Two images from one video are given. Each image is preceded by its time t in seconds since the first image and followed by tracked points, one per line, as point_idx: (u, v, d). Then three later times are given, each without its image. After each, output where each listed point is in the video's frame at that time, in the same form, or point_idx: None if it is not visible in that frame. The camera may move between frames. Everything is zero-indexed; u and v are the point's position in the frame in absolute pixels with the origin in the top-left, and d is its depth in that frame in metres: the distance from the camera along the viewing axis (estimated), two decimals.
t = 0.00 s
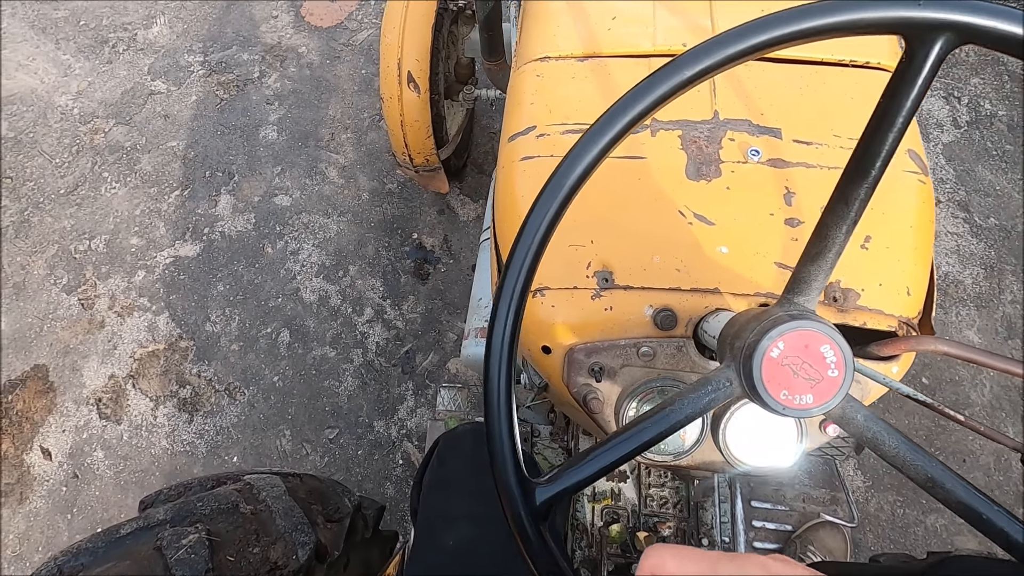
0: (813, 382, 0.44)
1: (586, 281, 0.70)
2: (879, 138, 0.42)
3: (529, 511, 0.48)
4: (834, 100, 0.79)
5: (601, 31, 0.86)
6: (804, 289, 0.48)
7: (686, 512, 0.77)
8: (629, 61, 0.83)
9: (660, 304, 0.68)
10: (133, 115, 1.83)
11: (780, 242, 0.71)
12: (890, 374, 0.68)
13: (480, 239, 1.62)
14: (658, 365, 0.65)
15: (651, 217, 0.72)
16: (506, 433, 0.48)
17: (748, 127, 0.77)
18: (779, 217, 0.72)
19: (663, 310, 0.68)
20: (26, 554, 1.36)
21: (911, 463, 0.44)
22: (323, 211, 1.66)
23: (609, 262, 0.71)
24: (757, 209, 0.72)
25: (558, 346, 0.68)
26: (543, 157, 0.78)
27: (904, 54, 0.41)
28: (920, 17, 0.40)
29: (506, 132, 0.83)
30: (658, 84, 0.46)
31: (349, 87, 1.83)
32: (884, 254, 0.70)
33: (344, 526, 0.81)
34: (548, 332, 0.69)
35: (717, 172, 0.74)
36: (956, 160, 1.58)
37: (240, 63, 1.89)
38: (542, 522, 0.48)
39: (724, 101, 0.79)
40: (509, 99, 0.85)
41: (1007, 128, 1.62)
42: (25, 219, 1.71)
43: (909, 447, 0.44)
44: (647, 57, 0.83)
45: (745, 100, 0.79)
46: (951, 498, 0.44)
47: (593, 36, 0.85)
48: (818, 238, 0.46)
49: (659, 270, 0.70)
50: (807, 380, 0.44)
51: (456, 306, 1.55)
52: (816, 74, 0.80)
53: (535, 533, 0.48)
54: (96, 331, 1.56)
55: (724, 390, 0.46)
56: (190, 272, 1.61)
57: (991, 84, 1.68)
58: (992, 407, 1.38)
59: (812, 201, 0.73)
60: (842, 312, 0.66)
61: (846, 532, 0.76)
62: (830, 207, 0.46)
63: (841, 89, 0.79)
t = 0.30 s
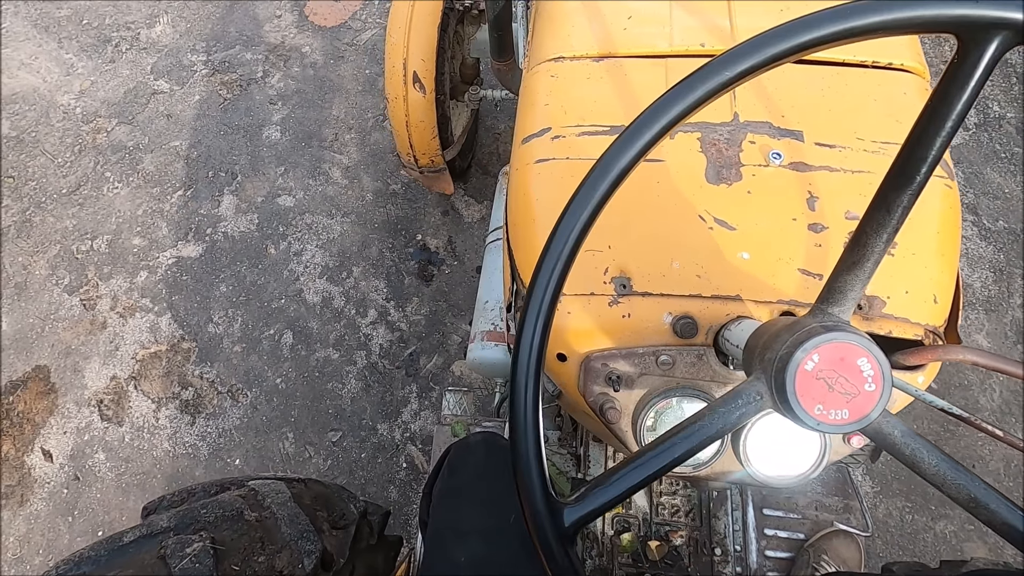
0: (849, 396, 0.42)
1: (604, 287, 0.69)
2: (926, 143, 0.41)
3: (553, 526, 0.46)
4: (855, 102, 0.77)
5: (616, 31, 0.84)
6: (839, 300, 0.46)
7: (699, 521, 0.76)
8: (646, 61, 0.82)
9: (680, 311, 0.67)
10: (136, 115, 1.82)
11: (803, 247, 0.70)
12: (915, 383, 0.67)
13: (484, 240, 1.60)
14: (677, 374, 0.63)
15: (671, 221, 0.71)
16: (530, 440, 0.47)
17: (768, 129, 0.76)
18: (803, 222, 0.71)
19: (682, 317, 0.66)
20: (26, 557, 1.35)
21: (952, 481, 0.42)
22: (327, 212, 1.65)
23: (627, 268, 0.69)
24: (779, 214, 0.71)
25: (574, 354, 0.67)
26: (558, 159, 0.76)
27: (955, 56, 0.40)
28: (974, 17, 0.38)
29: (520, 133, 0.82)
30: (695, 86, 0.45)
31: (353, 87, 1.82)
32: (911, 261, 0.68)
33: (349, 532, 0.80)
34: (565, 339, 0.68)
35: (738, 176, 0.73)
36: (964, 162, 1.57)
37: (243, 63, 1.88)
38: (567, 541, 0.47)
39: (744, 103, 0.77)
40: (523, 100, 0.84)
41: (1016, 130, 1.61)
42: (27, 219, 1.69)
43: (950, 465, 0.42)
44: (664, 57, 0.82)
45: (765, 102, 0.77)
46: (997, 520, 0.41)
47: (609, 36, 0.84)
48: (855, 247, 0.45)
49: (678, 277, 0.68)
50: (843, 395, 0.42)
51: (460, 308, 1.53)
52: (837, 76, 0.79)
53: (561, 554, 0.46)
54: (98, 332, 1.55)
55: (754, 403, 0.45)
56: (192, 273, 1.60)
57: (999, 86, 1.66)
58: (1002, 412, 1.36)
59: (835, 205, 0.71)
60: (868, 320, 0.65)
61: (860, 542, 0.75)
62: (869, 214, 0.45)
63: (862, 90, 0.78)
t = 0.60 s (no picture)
0: (852, 414, 0.41)
1: (603, 297, 0.68)
2: (932, 157, 0.39)
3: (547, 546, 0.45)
4: (858, 111, 0.77)
5: (617, 39, 0.84)
6: (841, 315, 0.45)
7: (699, 533, 0.75)
8: (647, 69, 0.81)
9: (679, 322, 0.66)
10: (138, 118, 1.82)
11: (805, 259, 0.69)
12: (918, 398, 0.67)
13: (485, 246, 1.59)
14: (676, 387, 0.63)
15: (671, 232, 0.70)
16: (524, 457, 0.46)
17: (770, 138, 0.75)
18: (804, 233, 0.70)
19: (682, 329, 0.65)
20: (23, 563, 1.34)
21: (957, 502, 0.40)
22: (327, 216, 1.65)
23: (626, 278, 0.69)
24: (782, 224, 0.70)
25: (572, 365, 0.66)
26: (557, 168, 0.76)
27: (963, 66, 0.38)
28: (983, 26, 0.37)
29: (519, 141, 0.81)
30: (696, 96, 0.44)
31: (355, 92, 1.82)
32: (914, 273, 0.68)
33: (346, 542, 0.79)
34: (562, 349, 0.67)
35: (739, 185, 0.72)
36: (967, 169, 1.56)
37: (245, 67, 1.88)
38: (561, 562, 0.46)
39: (745, 112, 0.77)
40: (523, 107, 0.83)
41: (1019, 136, 1.60)
42: (27, 223, 1.69)
43: (956, 485, 0.41)
44: (665, 65, 0.81)
45: (767, 111, 0.77)
46: (1006, 545, 0.39)
47: (609, 44, 0.84)
48: (858, 262, 0.43)
49: (678, 288, 0.68)
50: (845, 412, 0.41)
51: (460, 313, 1.53)
52: (839, 85, 0.78)
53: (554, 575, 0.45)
54: (97, 336, 1.54)
55: (755, 420, 0.44)
56: (192, 277, 1.59)
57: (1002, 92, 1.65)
58: (1006, 421, 1.35)
59: (837, 216, 0.71)
60: (870, 332, 0.64)
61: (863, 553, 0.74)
62: (872, 229, 0.43)
63: (865, 99, 0.77)
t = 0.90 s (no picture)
0: (826, 434, 0.42)
1: (589, 314, 0.69)
2: (897, 185, 0.39)
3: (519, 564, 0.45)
4: (843, 131, 0.77)
5: (606, 58, 0.85)
6: (815, 335, 0.45)
7: (691, 547, 0.75)
8: (635, 89, 0.82)
9: (665, 339, 0.67)
10: (142, 130, 1.84)
11: (789, 276, 0.70)
12: (902, 415, 0.66)
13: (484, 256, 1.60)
14: (662, 403, 0.64)
15: (657, 250, 0.71)
16: (500, 473, 0.47)
17: (756, 157, 0.76)
18: (789, 251, 0.71)
19: (667, 345, 0.67)
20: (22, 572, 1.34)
21: (928, 523, 0.40)
22: (328, 227, 1.66)
23: (612, 295, 0.70)
24: (767, 242, 0.71)
25: (560, 381, 0.68)
26: (546, 186, 0.77)
27: (922, 99, 0.39)
28: (941, 65, 0.38)
29: (509, 158, 0.82)
30: (666, 128, 0.45)
31: (356, 104, 1.84)
32: (896, 291, 0.68)
33: (341, 553, 0.79)
34: (550, 366, 0.68)
35: (725, 204, 0.73)
36: (964, 181, 1.56)
37: (249, 79, 1.90)
38: None
39: (732, 131, 0.78)
40: (514, 125, 0.84)
41: (1017, 148, 1.60)
42: (32, 232, 1.71)
43: (928, 505, 0.41)
44: (653, 85, 0.82)
45: (753, 129, 0.77)
46: (977, 564, 0.39)
47: (599, 63, 0.85)
48: (829, 284, 0.43)
49: (663, 305, 0.69)
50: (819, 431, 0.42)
51: (459, 324, 1.53)
52: (825, 103, 0.79)
53: None
54: (99, 345, 1.55)
55: (732, 439, 0.45)
56: (193, 287, 1.60)
57: (999, 104, 1.66)
58: (1004, 433, 1.34)
59: (822, 234, 0.71)
60: (853, 349, 0.65)
61: (857, 566, 0.73)
62: (842, 253, 0.43)
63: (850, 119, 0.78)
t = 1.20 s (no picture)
0: (802, 436, 0.48)
1: (586, 325, 0.72)
2: (859, 210, 0.45)
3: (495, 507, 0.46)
4: (829, 149, 0.80)
5: (602, 81, 0.88)
6: (792, 345, 0.51)
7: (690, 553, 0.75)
8: (630, 110, 0.85)
9: (657, 349, 0.70)
10: (151, 143, 1.88)
11: (775, 289, 0.73)
12: (885, 421, 0.70)
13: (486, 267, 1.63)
14: (655, 409, 0.68)
15: (651, 264, 0.74)
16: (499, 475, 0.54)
17: (744, 174, 0.79)
18: (775, 264, 0.74)
19: (660, 354, 0.70)
20: None
21: (896, 517, 0.48)
22: (333, 238, 1.69)
23: (607, 307, 0.73)
24: (754, 256, 0.74)
25: (558, 388, 0.71)
26: (545, 204, 0.79)
27: (881, 133, 0.44)
28: (898, 103, 0.43)
29: (509, 176, 0.85)
30: (651, 158, 0.50)
31: (361, 117, 1.87)
32: (878, 302, 0.72)
33: (347, 557, 0.81)
34: (548, 374, 0.71)
35: (714, 220, 0.76)
36: (960, 192, 1.58)
37: (256, 93, 1.94)
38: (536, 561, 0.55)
39: (721, 150, 0.81)
40: (514, 144, 0.87)
41: (1012, 160, 1.62)
42: (43, 244, 1.74)
43: (898, 502, 0.48)
44: (647, 106, 0.86)
45: (741, 148, 0.81)
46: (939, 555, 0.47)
47: (595, 85, 0.88)
48: (804, 297, 0.49)
49: (656, 315, 0.72)
50: (797, 434, 0.48)
51: (462, 333, 1.55)
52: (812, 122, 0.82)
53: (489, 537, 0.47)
54: (108, 355, 1.58)
55: (716, 440, 0.52)
56: (201, 297, 1.63)
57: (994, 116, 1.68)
58: (1002, 442, 1.35)
59: (807, 247, 0.75)
60: (837, 358, 0.69)
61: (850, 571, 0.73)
62: (815, 269, 0.49)
63: (836, 138, 0.81)
